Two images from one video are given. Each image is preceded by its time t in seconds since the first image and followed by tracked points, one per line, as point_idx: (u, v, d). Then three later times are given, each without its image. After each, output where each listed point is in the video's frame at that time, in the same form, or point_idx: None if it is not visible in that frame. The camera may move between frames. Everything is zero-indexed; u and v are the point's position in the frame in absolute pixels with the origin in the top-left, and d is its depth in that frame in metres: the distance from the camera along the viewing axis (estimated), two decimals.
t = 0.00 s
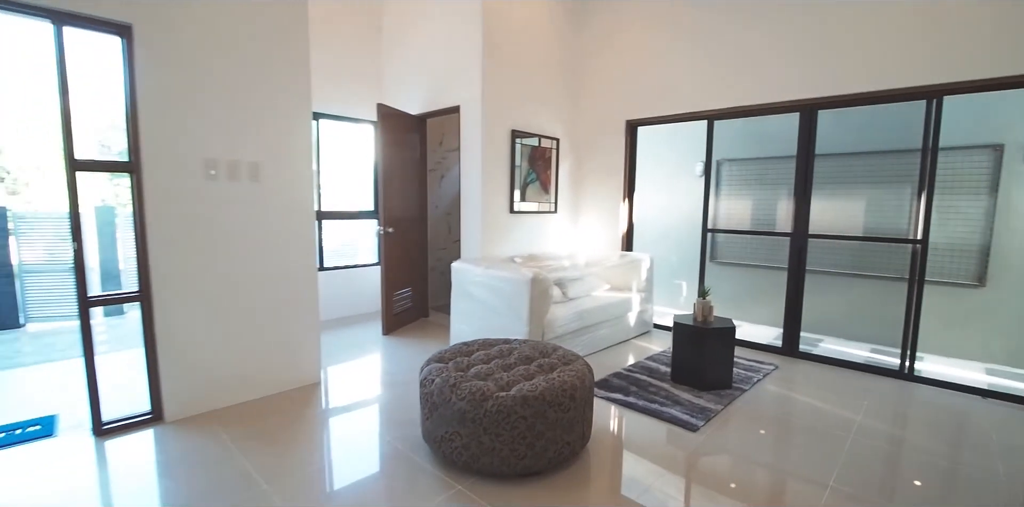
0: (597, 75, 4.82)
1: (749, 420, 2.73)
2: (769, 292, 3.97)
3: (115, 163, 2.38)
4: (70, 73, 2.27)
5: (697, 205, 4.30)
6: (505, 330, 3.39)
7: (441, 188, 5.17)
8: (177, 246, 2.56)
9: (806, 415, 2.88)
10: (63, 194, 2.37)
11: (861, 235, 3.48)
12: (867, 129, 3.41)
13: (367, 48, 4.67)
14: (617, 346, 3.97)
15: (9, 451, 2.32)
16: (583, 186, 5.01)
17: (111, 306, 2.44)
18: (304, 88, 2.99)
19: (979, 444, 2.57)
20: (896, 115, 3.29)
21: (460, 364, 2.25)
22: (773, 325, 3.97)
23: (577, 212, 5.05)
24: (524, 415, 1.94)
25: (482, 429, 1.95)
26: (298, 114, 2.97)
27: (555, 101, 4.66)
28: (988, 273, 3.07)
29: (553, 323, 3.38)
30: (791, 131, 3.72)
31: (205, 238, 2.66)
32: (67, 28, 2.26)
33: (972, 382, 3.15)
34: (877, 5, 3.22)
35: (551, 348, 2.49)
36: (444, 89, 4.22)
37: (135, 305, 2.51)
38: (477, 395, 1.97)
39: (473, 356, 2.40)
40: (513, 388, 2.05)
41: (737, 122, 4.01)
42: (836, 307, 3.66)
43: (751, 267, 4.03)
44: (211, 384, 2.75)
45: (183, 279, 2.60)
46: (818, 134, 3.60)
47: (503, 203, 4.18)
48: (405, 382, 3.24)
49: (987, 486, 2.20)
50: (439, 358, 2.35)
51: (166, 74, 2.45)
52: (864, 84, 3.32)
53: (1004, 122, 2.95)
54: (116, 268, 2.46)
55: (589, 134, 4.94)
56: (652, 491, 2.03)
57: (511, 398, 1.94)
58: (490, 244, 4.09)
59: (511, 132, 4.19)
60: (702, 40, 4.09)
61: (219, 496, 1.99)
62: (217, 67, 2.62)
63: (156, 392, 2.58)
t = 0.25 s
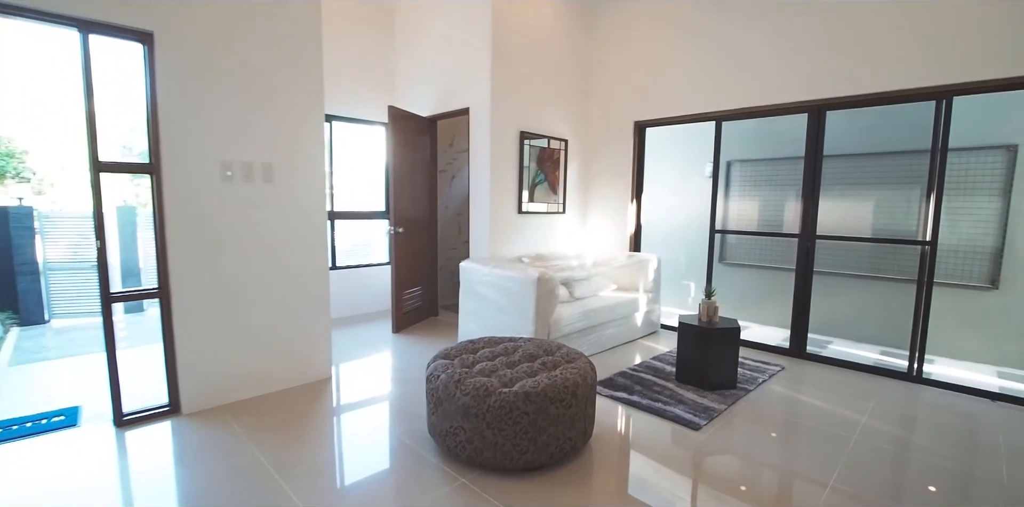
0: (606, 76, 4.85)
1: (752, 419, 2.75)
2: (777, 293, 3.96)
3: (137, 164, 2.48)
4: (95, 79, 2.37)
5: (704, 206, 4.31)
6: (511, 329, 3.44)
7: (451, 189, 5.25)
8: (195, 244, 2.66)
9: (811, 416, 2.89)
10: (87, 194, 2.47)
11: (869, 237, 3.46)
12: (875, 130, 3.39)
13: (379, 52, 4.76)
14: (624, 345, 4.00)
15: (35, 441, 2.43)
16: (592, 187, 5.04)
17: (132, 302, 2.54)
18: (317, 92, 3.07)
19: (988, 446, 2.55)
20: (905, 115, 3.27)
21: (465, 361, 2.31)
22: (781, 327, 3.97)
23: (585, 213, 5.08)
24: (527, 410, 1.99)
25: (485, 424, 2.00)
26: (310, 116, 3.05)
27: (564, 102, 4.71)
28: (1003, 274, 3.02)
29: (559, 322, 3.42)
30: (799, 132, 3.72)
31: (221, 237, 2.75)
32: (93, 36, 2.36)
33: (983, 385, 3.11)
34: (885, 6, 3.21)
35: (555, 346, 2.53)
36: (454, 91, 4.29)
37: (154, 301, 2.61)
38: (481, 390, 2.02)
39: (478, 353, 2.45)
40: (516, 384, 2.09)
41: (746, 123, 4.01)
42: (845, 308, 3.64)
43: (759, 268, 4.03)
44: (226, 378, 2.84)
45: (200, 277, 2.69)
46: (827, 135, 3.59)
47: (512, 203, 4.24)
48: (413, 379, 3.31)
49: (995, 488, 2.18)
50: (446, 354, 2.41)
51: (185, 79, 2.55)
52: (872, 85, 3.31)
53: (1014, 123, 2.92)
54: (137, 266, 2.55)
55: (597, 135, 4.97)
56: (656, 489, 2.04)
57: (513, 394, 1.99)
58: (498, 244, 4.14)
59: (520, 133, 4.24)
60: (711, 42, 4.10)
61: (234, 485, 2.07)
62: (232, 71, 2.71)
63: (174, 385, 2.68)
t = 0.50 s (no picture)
0: (611, 78, 4.89)
1: (752, 418, 2.77)
2: (781, 294, 3.97)
3: (153, 166, 2.58)
4: (113, 85, 2.46)
5: (709, 207, 4.33)
6: (515, 328, 3.49)
7: (458, 190, 5.31)
8: (207, 244, 2.74)
9: (812, 416, 2.90)
10: (105, 195, 2.56)
11: (873, 238, 3.46)
12: (879, 131, 3.39)
13: (387, 55, 4.84)
14: (628, 345, 4.03)
15: (56, 433, 2.53)
16: (597, 188, 5.08)
17: (147, 300, 2.63)
18: (326, 96, 3.15)
19: (991, 448, 2.55)
20: (909, 116, 3.27)
21: (468, 358, 2.36)
22: (785, 328, 3.98)
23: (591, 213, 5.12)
24: (527, 406, 2.03)
25: (486, 419, 2.05)
26: (319, 119, 3.13)
27: (569, 104, 4.75)
28: (1010, 275, 3.00)
29: (563, 322, 3.46)
30: (803, 133, 3.73)
31: (233, 237, 2.83)
32: (110, 43, 2.45)
33: (989, 387, 3.10)
34: (890, 6, 3.21)
35: (557, 345, 2.58)
36: (460, 94, 4.35)
37: (168, 299, 2.69)
38: (482, 387, 2.08)
39: (482, 351, 2.50)
40: (517, 381, 2.14)
41: (749, 124, 4.03)
42: (849, 309, 3.65)
43: (763, 269, 4.05)
44: (237, 374, 2.93)
45: (211, 276, 2.77)
46: (830, 136, 3.59)
47: (517, 204, 4.29)
48: (418, 377, 3.38)
49: (996, 490, 2.18)
50: (450, 352, 2.46)
51: (198, 84, 2.63)
52: (875, 86, 3.31)
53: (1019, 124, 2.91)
54: (152, 266, 2.64)
55: (602, 136, 5.01)
56: (662, 489, 2.05)
57: (514, 391, 2.04)
58: (504, 244, 4.20)
59: (525, 135, 4.29)
60: (715, 43, 4.12)
61: (244, 477, 2.14)
62: (245, 77, 2.80)
63: (187, 380, 2.76)
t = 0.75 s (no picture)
0: (617, 80, 4.92)
1: (753, 417, 2.80)
2: (786, 294, 3.98)
3: (169, 168, 2.67)
4: (131, 91, 2.56)
5: (714, 208, 4.35)
6: (519, 327, 3.54)
7: (465, 191, 5.38)
8: (220, 244, 2.83)
9: (814, 416, 2.91)
10: (123, 196, 2.66)
11: (877, 238, 3.47)
12: (884, 132, 3.40)
13: (396, 59, 4.93)
14: (632, 344, 4.07)
15: (76, 425, 2.63)
16: (603, 189, 5.12)
17: (162, 297, 2.72)
18: (335, 100, 3.23)
19: (993, 449, 2.54)
20: (913, 117, 3.27)
21: (472, 355, 2.42)
22: (789, 328, 3.98)
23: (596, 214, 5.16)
24: (527, 402, 2.09)
25: (487, 414, 2.11)
26: (329, 122, 3.21)
27: (574, 106, 4.79)
28: (1017, 277, 2.99)
29: (567, 321, 3.51)
30: (807, 134, 3.74)
31: (245, 237, 2.92)
32: (128, 50, 2.55)
33: (996, 389, 3.08)
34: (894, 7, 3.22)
35: (558, 343, 2.63)
36: (466, 96, 4.42)
37: (183, 296, 2.78)
38: (484, 383, 2.14)
39: (485, 349, 2.56)
40: (518, 377, 2.20)
41: (754, 125, 4.04)
42: (853, 310, 3.65)
43: (768, 269, 4.06)
44: (249, 370, 3.02)
45: (224, 274, 2.86)
46: (835, 137, 3.60)
47: (523, 205, 4.34)
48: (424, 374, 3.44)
49: (994, 490, 2.19)
50: (454, 349, 2.53)
51: (211, 89, 2.73)
52: (879, 87, 3.32)
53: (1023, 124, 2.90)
54: (167, 264, 2.73)
55: (608, 137, 5.04)
56: (670, 490, 2.05)
57: (514, 387, 2.10)
58: (509, 245, 4.26)
59: (531, 137, 4.34)
60: (721, 45, 4.14)
61: (254, 469, 2.22)
62: (257, 82, 2.89)
63: (201, 375, 2.85)
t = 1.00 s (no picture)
0: (624, 81, 4.95)
1: (754, 416, 2.82)
2: (791, 294, 3.99)
3: (184, 169, 2.77)
4: (149, 94, 2.66)
5: (719, 208, 4.36)
6: (524, 325, 3.59)
7: (473, 191, 5.45)
8: (233, 242, 2.92)
9: (816, 415, 2.92)
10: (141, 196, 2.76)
11: (882, 238, 3.46)
12: (889, 132, 3.39)
13: (405, 61, 5.01)
14: (637, 343, 4.10)
15: (96, 415, 2.74)
16: (609, 189, 5.15)
17: (178, 293, 2.82)
18: (344, 102, 3.31)
19: (996, 449, 2.54)
20: (919, 117, 3.26)
21: (475, 351, 2.48)
22: (794, 328, 3.99)
23: (603, 214, 5.19)
24: (528, 397, 2.14)
25: (489, 408, 2.17)
26: (339, 123, 3.29)
27: (581, 107, 4.83)
28: None
29: (571, 319, 3.55)
30: (812, 134, 3.74)
31: (258, 235, 3.01)
32: (147, 55, 2.64)
33: (1003, 391, 3.06)
34: (899, 7, 3.21)
35: (561, 340, 2.68)
36: (474, 98, 4.48)
37: (197, 293, 2.87)
38: (486, 378, 2.19)
39: (489, 345, 2.62)
40: (519, 373, 2.25)
41: (760, 126, 4.05)
42: (858, 311, 3.65)
43: (773, 269, 4.07)
44: (261, 365, 3.11)
45: (237, 272, 2.95)
46: (840, 137, 3.60)
47: (529, 205, 4.40)
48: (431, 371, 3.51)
49: (993, 489, 2.20)
50: (459, 345, 2.59)
51: (225, 92, 2.82)
52: (885, 88, 3.32)
53: None
54: (183, 262, 2.83)
55: (615, 138, 5.07)
56: (675, 490, 2.06)
57: (516, 382, 2.15)
58: (515, 244, 4.31)
59: (537, 138, 4.39)
60: (727, 45, 4.15)
61: (264, 459, 2.30)
62: (269, 84, 2.97)
63: (215, 369, 2.95)
